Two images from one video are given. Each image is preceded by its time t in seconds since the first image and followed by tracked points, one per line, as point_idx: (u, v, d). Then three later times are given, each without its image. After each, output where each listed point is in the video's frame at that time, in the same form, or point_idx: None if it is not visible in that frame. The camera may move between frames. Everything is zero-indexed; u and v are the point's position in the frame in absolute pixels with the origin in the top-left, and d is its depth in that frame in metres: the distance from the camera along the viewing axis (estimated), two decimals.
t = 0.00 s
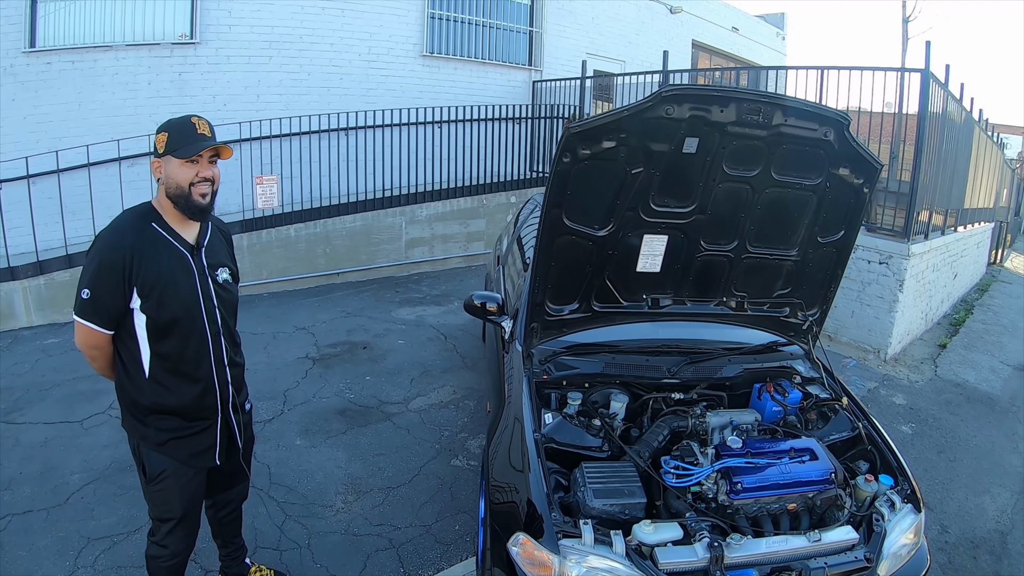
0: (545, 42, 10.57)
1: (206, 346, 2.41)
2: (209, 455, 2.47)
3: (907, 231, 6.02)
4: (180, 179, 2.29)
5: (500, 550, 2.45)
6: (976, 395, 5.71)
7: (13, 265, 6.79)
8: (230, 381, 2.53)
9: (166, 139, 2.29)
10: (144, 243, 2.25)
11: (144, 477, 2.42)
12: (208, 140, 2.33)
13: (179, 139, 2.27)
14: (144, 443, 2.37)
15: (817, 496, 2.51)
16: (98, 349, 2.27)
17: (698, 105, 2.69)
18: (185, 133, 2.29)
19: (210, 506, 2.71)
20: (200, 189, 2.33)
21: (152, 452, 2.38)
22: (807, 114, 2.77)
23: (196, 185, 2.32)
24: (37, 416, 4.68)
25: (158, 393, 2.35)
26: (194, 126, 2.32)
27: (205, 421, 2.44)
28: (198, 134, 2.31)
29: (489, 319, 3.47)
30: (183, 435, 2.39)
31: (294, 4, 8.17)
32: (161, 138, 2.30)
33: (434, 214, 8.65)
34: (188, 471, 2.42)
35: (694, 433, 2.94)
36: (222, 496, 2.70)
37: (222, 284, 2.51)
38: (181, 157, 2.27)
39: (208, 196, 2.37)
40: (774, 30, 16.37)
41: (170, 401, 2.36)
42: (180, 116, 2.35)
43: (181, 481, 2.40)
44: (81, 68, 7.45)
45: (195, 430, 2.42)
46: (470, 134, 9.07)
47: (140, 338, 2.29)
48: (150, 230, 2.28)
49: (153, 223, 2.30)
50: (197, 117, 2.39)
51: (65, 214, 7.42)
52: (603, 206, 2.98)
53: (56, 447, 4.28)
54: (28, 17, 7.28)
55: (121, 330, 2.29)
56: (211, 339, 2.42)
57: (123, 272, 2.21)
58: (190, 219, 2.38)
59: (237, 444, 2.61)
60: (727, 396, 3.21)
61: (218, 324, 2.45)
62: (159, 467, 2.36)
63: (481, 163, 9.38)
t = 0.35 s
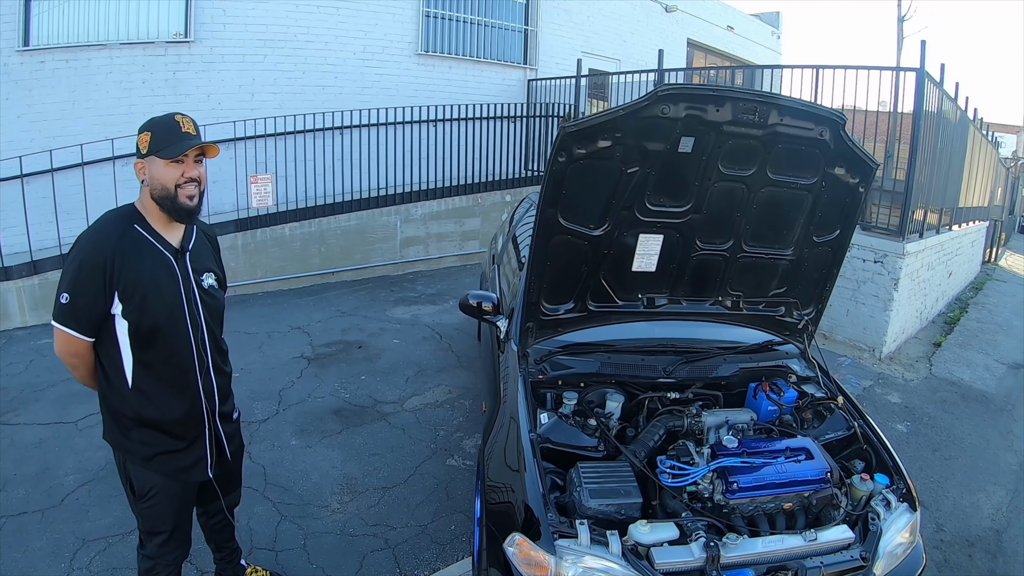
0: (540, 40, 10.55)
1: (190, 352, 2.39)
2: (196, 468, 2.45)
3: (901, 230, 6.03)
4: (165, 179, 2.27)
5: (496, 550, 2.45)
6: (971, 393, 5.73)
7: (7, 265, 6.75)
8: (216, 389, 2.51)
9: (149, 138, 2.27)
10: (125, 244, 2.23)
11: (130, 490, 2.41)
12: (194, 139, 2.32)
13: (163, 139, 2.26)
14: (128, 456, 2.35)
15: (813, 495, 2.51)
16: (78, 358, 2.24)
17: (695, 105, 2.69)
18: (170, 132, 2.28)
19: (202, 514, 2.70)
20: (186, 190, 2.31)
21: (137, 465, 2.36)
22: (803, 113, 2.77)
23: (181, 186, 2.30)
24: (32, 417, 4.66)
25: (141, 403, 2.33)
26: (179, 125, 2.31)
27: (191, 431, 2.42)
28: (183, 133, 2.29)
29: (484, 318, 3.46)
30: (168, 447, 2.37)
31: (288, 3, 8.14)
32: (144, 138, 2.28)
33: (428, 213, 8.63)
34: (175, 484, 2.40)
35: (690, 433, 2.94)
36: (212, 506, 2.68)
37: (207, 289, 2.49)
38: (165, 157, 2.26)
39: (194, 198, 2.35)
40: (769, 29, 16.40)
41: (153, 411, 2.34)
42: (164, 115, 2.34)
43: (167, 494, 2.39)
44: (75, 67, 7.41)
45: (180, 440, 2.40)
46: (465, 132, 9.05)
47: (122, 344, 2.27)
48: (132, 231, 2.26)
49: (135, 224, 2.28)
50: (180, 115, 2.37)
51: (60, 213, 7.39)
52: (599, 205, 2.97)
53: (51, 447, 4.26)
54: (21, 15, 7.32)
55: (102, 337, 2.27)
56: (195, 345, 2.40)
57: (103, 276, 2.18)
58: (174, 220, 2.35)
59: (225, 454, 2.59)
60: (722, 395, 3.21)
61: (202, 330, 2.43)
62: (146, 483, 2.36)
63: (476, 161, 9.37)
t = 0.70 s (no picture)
0: (537, 41, 10.55)
1: (175, 361, 2.38)
2: (184, 479, 2.47)
3: (898, 230, 6.04)
4: (139, 179, 2.24)
5: (492, 551, 2.43)
6: (968, 393, 5.73)
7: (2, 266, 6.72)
8: (200, 397, 2.52)
9: (120, 137, 2.24)
10: (107, 252, 2.20)
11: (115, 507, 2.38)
12: (167, 135, 2.29)
13: (136, 137, 2.23)
14: (113, 472, 2.32)
15: (811, 495, 2.50)
16: (58, 373, 2.19)
17: (692, 104, 2.68)
18: (141, 129, 2.25)
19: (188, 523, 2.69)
20: (161, 188, 2.29)
21: (122, 481, 2.33)
22: (801, 113, 2.77)
23: (156, 185, 2.28)
24: (27, 418, 4.63)
25: (125, 416, 2.30)
26: (150, 121, 2.28)
27: (178, 441, 2.42)
28: (155, 129, 2.27)
29: (481, 318, 3.44)
30: (155, 461, 2.37)
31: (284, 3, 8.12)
32: (114, 136, 2.25)
33: (425, 213, 8.61)
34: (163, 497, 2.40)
35: (687, 433, 2.93)
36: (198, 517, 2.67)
37: (187, 293, 2.48)
38: (138, 156, 2.23)
39: (169, 197, 2.33)
40: (766, 29, 16.41)
41: (139, 424, 2.32)
42: (135, 111, 2.31)
43: (155, 508, 2.39)
44: (71, 67, 7.39)
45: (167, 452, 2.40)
46: (461, 133, 9.05)
47: (105, 357, 2.24)
48: (110, 236, 2.23)
49: (112, 228, 2.25)
50: (151, 111, 2.34)
51: (55, 213, 7.35)
52: (595, 204, 2.96)
53: (46, 449, 4.23)
54: (17, 15, 7.27)
55: (82, 350, 2.23)
56: (179, 353, 2.40)
57: (84, 286, 2.15)
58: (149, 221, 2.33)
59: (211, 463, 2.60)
60: (720, 395, 3.20)
61: (186, 338, 2.43)
62: (132, 499, 2.34)
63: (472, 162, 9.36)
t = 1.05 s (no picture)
0: (535, 38, 10.53)
1: (165, 361, 2.36)
2: (176, 480, 2.45)
3: (896, 229, 6.03)
4: (124, 174, 2.22)
5: (487, 551, 2.42)
6: (965, 392, 5.72)
7: None
8: (189, 397, 2.50)
9: (104, 132, 2.21)
10: (96, 253, 2.17)
11: (106, 510, 2.36)
12: (152, 128, 2.26)
13: (120, 131, 2.20)
14: (105, 476, 2.30)
15: (807, 495, 2.50)
16: (48, 377, 2.16)
17: (690, 100, 2.66)
18: (126, 123, 2.22)
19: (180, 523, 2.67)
20: (147, 183, 2.27)
21: (114, 484, 2.31)
22: (799, 110, 2.75)
23: (141, 180, 2.25)
24: (22, 415, 4.60)
25: (117, 419, 2.28)
26: (135, 115, 2.26)
27: (169, 443, 2.40)
28: (140, 122, 2.24)
29: (477, 316, 3.42)
30: (147, 463, 2.35)
31: None
32: (99, 131, 2.22)
33: (422, 210, 8.58)
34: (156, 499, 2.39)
35: (683, 432, 2.92)
36: (190, 517, 2.65)
37: (175, 291, 2.46)
38: (122, 150, 2.20)
39: (154, 192, 2.30)
40: (765, 28, 16.38)
41: (131, 427, 2.30)
42: (119, 105, 2.28)
43: (148, 509, 2.38)
44: (68, 62, 7.34)
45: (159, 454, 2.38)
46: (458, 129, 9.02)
47: (95, 360, 2.21)
48: (98, 234, 2.20)
49: (101, 227, 2.22)
50: (136, 104, 2.31)
51: (51, 209, 7.31)
52: (592, 202, 2.93)
53: (41, 446, 4.20)
54: (14, 10, 7.22)
55: (72, 354, 2.20)
56: (169, 353, 2.38)
57: (75, 287, 2.12)
58: (134, 218, 2.30)
59: (201, 464, 2.59)
60: (716, 394, 3.18)
61: (175, 337, 2.40)
62: (125, 503, 2.33)
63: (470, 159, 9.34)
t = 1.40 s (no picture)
0: (534, 35, 10.52)
1: (165, 357, 2.35)
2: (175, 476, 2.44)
3: (895, 227, 6.03)
4: (124, 170, 2.21)
5: (485, 549, 2.42)
6: (963, 391, 5.73)
7: None
8: (190, 393, 2.49)
9: (107, 126, 2.20)
10: (95, 248, 2.16)
11: (106, 504, 2.36)
12: (154, 125, 2.25)
13: (122, 126, 2.19)
14: (105, 471, 2.30)
15: (806, 494, 2.50)
16: (48, 371, 2.16)
17: (690, 97, 2.65)
18: (127, 118, 2.21)
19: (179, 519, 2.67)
20: (145, 180, 2.25)
21: (114, 479, 2.31)
22: (798, 108, 2.74)
23: (140, 176, 2.24)
24: (19, 413, 4.58)
25: (117, 415, 2.27)
26: (138, 110, 2.25)
27: (168, 439, 2.40)
28: (143, 119, 2.23)
29: (476, 313, 3.41)
30: (146, 458, 2.34)
31: None
32: (101, 125, 2.21)
33: (420, 208, 8.57)
34: (155, 495, 2.38)
35: (682, 430, 2.92)
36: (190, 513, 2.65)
37: (175, 287, 2.45)
38: (123, 146, 2.19)
39: (153, 189, 2.29)
40: (763, 25, 16.34)
41: (131, 423, 2.29)
42: (123, 100, 2.27)
43: (148, 505, 2.38)
44: (65, 59, 7.30)
45: (159, 450, 2.37)
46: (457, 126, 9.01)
47: (95, 356, 2.20)
48: (98, 230, 2.19)
49: (100, 223, 2.21)
50: (140, 100, 2.30)
51: (49, 206, 7.28)
52: (592, 198, 2.92)
53: (38, 444, 4.19)
54: (11, 9, 7.21)
55: (72, 349, 2.19)
56: (169, 349, 2.37)
57: (74, 283, 2.11)
58: (133, 215, 2.29)
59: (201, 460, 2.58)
60: (715, 392, 3.18)
61: (175, 333, 2.39)
62: (124, 498, 2.33)
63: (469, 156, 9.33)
